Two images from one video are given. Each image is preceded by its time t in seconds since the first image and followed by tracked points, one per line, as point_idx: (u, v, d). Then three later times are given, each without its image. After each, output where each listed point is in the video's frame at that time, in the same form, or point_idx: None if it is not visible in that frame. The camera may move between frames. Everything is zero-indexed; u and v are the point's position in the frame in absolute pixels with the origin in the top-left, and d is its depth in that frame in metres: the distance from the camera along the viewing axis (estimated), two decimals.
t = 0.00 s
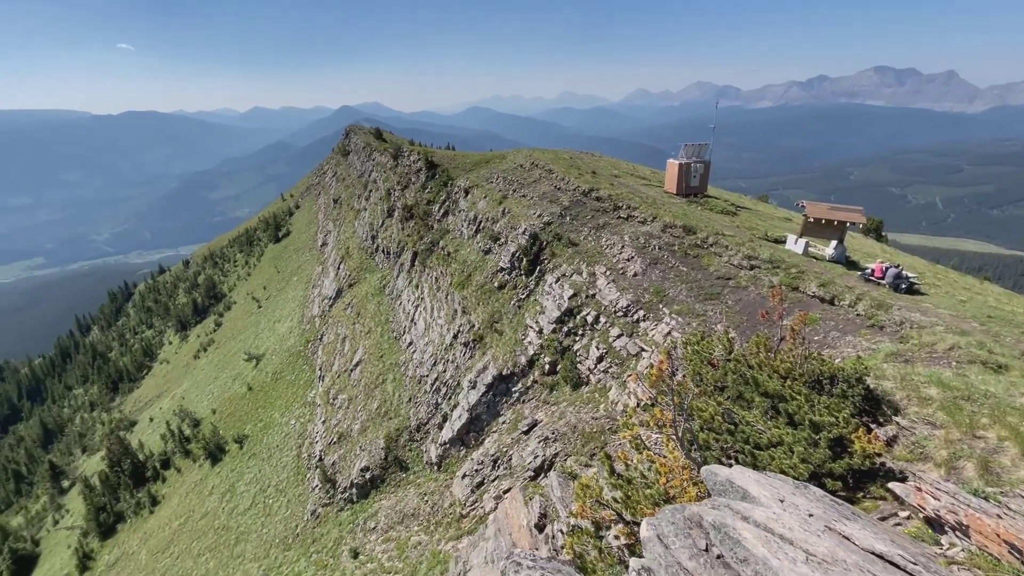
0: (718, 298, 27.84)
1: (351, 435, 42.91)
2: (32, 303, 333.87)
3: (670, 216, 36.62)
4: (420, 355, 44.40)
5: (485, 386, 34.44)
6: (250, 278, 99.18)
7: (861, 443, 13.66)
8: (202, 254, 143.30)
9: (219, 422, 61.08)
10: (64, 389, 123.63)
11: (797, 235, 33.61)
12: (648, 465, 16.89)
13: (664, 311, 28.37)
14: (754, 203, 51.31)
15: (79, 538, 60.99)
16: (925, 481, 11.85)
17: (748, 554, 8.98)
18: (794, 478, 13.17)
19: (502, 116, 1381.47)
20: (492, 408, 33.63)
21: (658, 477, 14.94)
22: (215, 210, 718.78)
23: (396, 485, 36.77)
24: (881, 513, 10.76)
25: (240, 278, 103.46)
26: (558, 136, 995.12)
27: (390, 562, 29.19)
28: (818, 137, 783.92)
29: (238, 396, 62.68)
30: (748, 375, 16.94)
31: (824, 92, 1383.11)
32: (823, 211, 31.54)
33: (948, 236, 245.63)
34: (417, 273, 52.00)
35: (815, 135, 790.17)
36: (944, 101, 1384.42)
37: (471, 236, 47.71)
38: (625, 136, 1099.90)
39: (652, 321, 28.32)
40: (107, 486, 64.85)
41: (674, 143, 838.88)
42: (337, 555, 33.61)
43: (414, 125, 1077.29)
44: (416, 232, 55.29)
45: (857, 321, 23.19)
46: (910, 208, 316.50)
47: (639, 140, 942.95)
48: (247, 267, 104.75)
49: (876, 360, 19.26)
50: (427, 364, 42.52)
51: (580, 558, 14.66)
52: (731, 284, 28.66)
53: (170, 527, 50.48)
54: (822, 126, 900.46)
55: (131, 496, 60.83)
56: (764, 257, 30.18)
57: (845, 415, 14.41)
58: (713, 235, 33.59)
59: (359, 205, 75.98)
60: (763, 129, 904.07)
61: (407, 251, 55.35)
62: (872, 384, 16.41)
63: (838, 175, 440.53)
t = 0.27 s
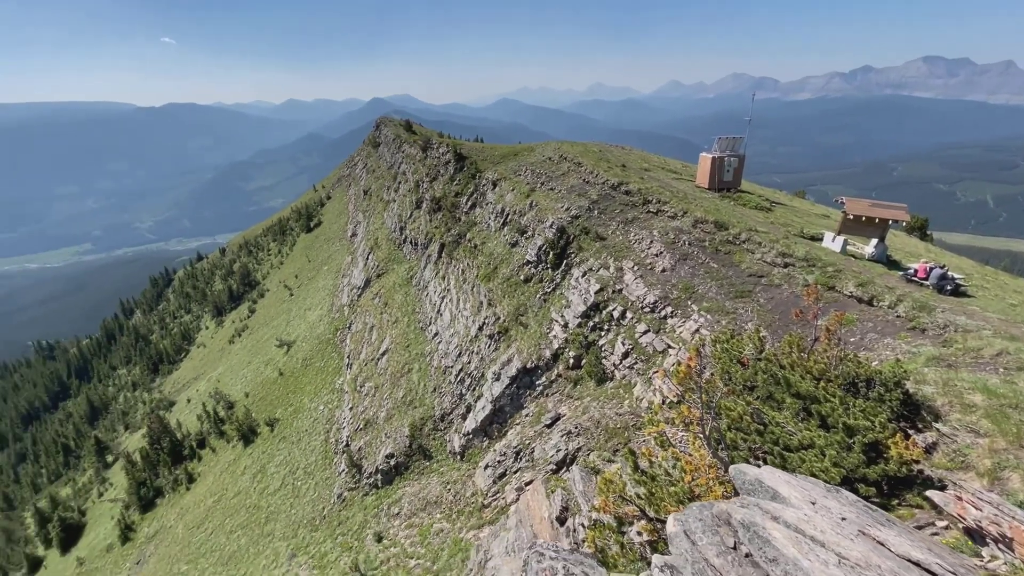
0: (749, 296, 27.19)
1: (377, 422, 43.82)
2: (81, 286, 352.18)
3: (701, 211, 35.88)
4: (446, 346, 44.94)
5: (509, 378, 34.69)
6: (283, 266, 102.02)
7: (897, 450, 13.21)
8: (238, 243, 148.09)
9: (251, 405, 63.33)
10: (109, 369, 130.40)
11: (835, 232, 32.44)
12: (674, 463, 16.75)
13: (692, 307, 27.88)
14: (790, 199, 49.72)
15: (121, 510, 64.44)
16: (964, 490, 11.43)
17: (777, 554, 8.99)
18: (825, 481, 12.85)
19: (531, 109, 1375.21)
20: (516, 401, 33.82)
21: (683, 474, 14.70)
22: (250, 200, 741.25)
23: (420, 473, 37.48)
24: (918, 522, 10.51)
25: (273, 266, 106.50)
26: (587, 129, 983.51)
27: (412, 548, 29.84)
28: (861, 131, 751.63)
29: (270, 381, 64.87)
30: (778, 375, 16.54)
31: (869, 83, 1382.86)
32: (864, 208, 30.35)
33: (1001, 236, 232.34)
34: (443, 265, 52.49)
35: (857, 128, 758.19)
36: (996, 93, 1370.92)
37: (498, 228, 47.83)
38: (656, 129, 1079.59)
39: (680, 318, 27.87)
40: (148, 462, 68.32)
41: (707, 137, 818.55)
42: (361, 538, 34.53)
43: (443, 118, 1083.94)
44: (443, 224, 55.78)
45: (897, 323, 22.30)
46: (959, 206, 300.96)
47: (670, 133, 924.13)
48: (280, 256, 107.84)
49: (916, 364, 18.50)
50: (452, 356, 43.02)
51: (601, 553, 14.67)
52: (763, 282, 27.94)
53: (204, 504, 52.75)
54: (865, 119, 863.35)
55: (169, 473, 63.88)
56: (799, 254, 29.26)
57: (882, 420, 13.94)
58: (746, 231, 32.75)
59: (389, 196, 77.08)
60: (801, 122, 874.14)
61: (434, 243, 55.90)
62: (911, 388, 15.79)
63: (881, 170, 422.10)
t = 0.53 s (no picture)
0: (782, 295, 26.44)
1: (402, 411, 44.63)
2: (124, 272, 368.06)
3: (734, 207, 34.95)
4: (471, 338, 45.31)
5: (533, 371, 34.77)
6: (314, 256, 104.48)
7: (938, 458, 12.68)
8: (272, 232, 152.26)
9: (282, 390, 65.36)
10: (151, 351, 136.53)
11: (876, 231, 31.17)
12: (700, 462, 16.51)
13: (722, 306, 27.28)
14: (829, 196, 47.95)
15: (160, 486, 67.70)
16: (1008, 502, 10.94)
17: (812, 557, 8.91)
18: (859, 488, 12.48)
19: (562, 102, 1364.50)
20: (539, 395, 33.88)
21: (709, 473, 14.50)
22: (284, 191, 760.39)
23: (443, 462, 38.02)
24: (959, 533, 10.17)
25: (305, 256, 109.23)
26: (618, 123, 967.77)
27: (435, 535, 30.39)
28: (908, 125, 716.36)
29: (300, 367, 66.81)
30: (812, 377, 16.07)
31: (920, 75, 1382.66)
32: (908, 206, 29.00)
33: None
34: (470, 257, 52.77)
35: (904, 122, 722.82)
36: None
37: (526, 222, 47.77)
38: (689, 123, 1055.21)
39: (709, 316, 27.31)
40: (185, 441, 71.51)
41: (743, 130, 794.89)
42: (385, 523, 35.37)
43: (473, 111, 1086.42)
44: (471, 217, 56.06)
45: (940, 327, 21.33)
46: (1014, 205, 283.90)
47: (704, 126, 901.62)
48: (312, 246, 110.49)
49: (961, 371, 17.66)
50: (477, 348, 43.35)
51: (623, 549, 14.65)
52: (797, 282, 27.12)
53: (237, 483, 54.91)
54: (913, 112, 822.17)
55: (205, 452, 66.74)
56: (837, 253, 28.25)
57: (921, 427, 13.38)
58: (781, 229, 31.80)
59: (417, 188, 77.79)
60: (842, 116, 839.28)
61: (461, 235, 56.26)
62: (955, 395, 15.07)
63: (928, 166, 401.88)
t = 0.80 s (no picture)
0: (818, 296, 25.55)
1: (427, 401, 45.27)
2: (166, 259, 383.59)
3: (770, 204, 33.96)
4: (497, 331, 45.51)
5: (558, 366, 34.75)
6: (345, 247, 106.63)
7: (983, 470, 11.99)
8: (305, 223, 155.99)
9: (312, 376, 67.26)
10: (190, 335, 142.39)
11: (923, 232, 29.74)
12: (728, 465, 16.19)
13: (755, 306, 26.54)
14: (872, 194, 45.95)
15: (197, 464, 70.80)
16: None
17: (849, 565, 8.94)
18: (895, 497, 12.05)
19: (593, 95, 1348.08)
20: (564, 390, 33.82)
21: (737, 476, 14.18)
22: (316, 183, 776.95)
23: (466, 453, 38.42)
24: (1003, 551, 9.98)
25: (336, 247, 111.55)
26: (651, 117, 948.55)
27: (457, 524, 30.84)
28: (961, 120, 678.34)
29: (330, 355, 68.62)
30: (849, 381, 15.52)
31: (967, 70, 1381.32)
32: (958, 206, 27.52)
33: None
34: (498, 251, 52.84)
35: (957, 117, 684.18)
36: None
37: (554, 216, 47.52)
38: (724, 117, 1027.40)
39: (741, 316, 26.63)
40: (220, 422, 74.47)
41: (781, 125, 768.67)
42: (409, 510, 36.09)
43: (503, 104, 1086.04)
44: (499, 210, 56.12)
45: (990, 333, 20.24)
46: None
47: (740, 121, 875.86)
48: (342, 237, 112.80)
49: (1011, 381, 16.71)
50: (503, 341, 43.52)
51: (647, 548, 14.52)
52: (835, 282, 26.17)
53: (268, 465, 56.91)
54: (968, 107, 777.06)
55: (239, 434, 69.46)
56: (879, 254, 27.11)
57: (965, 437, 12.72)
58: (819, 228, 30.71)
59: (447, 181, 78.29)
60: (888, 110, 800.88)
61: (489, 228, 56.43)
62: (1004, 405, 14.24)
63: (982, 164, 379.97)
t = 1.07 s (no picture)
0: (858, 300, 24.58)
1: (453, 393, 45.78)
2: (206, 248, 398.36)
3: (809, 203, 32.81)
4: (523, 326, 45.55)
5: (584, 363, 34.60)
6: (375, 239, 108.48)
7: None
8: (338, 214, 159.36)
9: (341, 365, 68.96)
10: (227, 321, 147.89)
11: (974, 234, 28.17)
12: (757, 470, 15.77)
13: (790, 308, 25.74)
14: (921, 194, 43.74)
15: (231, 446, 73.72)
16: None
17: None
18: (935, 511, 11.56)
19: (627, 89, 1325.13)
20: (589, 387, 33.64)
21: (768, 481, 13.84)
22: (349, 175, 791.47)
23: (489, 446, 38.76)
24: None
25: (367, 239, 113.68)
26: (686, 111, 926.52)
27: (479, 516, 31.16)
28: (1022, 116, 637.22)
29: (358, 345, 70.22)
30: (890, 389, 14.87)
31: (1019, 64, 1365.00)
32: (1014, 208, 25.96)
33: None
34: (526, 246, 52.80)
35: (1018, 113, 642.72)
36: None
37: (584, 212, 47.13)
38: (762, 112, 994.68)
39: (775, 318, 25.86)
40: (254, 406, 77.20)
41: (824, 120, 738.56)
42: (432, 500, 36.68)
43: (535, 98, 1079.79)
44: (528, 205, 56.03)
45: None
46: None
47: (780, 116, 846.09)
48: (373, 229, 114.90)
49: None
50: (529, 336, 43.54)
51: (671, 550, 14.36)
52: (876, 286, 25.12)
53: (298, 449, 58.72)
54: None
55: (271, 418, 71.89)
56: (926, 257, 25.86)
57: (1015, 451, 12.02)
58: (861, 228, 29.47)
59: (477, 175, 78.57)
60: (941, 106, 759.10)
61: (517, 223, 56.43)
62: None
63: None
